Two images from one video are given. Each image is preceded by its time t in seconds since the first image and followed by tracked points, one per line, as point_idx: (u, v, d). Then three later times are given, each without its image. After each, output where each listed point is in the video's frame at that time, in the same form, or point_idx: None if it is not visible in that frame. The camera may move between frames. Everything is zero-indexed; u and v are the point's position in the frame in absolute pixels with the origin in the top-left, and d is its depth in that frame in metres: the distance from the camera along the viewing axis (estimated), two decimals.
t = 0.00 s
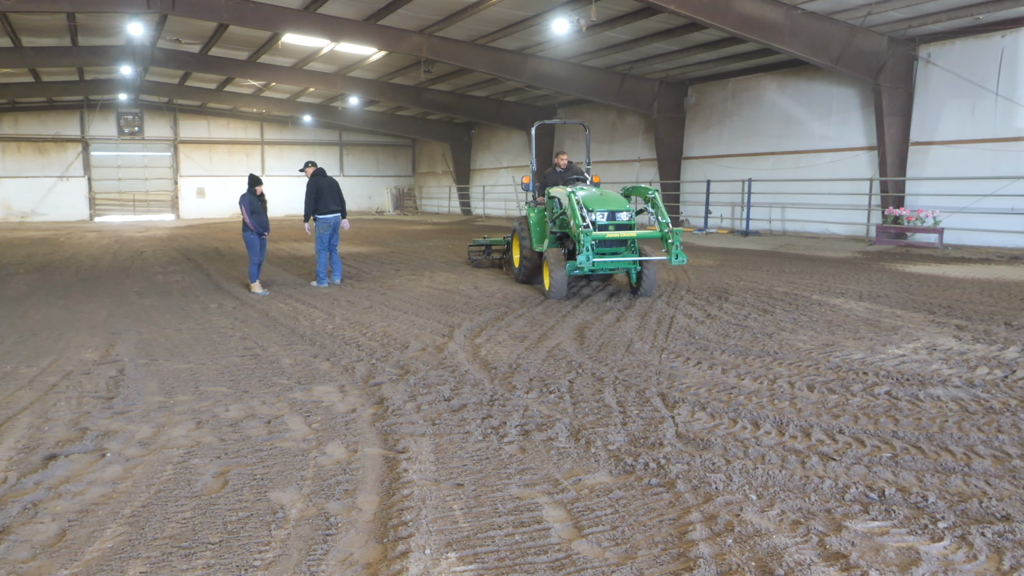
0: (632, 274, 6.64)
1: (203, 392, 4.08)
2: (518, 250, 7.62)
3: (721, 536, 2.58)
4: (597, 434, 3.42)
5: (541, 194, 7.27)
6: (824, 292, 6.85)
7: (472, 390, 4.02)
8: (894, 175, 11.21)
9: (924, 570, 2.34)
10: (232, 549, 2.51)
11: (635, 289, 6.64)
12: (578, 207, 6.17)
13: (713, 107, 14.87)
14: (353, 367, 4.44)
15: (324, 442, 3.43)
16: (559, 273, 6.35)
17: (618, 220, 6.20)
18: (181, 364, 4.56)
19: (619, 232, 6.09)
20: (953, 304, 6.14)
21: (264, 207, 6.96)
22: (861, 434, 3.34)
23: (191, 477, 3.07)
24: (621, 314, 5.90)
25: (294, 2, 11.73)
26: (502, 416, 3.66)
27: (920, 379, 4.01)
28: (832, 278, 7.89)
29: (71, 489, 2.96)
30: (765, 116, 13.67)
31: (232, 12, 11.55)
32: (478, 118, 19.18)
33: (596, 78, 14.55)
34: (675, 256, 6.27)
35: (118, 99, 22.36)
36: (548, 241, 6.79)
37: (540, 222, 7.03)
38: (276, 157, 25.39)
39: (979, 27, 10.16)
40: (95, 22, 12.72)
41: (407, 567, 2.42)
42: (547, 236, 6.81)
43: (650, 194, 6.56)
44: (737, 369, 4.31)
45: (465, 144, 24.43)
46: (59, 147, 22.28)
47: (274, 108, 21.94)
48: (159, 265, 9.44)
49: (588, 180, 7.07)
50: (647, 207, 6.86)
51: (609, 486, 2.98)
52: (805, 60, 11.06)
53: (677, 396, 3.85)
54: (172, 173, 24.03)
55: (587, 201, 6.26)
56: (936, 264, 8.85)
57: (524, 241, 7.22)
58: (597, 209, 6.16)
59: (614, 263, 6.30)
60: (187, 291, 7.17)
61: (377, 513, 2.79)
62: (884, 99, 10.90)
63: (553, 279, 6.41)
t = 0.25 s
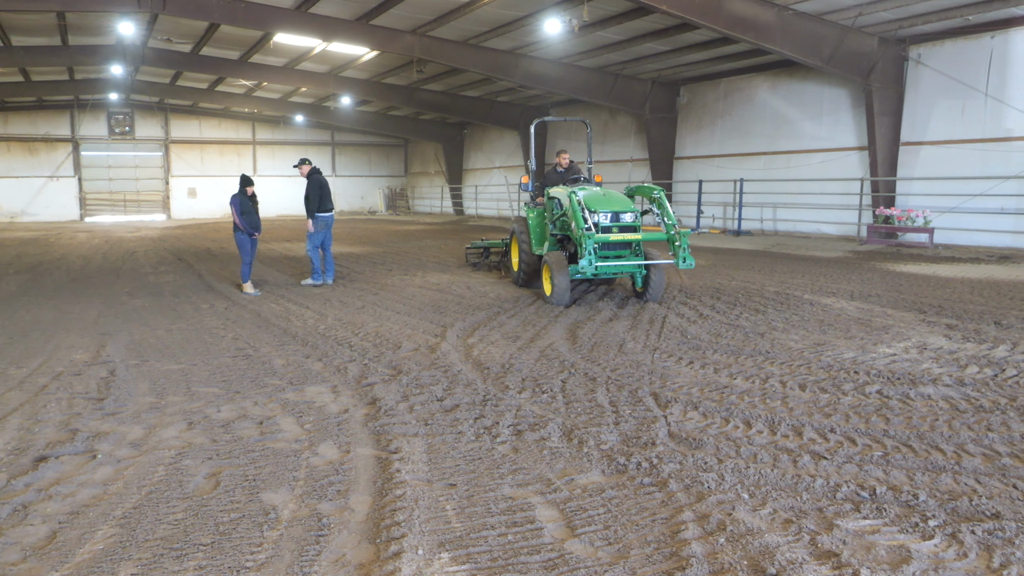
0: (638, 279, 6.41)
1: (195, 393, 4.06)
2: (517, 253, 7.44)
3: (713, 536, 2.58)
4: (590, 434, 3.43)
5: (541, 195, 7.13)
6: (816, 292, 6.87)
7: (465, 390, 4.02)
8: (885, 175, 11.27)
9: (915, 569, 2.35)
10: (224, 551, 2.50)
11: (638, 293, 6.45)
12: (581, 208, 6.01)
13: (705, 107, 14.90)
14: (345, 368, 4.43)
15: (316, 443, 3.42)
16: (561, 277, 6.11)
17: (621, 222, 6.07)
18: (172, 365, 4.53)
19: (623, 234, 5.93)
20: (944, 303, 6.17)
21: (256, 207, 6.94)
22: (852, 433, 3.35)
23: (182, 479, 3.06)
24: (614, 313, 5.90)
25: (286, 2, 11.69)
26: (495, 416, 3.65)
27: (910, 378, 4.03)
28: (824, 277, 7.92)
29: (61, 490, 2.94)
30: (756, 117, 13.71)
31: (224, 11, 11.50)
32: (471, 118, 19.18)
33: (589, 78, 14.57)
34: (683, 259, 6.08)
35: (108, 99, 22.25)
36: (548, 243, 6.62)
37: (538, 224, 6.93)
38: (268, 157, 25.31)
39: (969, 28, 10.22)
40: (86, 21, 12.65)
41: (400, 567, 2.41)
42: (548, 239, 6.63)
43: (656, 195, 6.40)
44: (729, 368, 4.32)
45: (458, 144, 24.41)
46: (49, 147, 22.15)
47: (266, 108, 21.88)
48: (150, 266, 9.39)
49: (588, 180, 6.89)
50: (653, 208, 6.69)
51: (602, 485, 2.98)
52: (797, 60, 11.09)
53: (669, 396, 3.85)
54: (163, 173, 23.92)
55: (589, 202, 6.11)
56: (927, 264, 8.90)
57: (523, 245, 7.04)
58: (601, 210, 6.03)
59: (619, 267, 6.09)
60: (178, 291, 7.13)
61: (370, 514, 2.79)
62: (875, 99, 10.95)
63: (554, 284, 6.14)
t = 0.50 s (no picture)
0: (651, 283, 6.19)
1: (192, 393, 4.06)
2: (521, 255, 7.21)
3: (711, 535, 2.59)
4: (587, 434, 3.43)
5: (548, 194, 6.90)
6: (814, 292, 6.88)
7: (463, 390, 4.02)
8: (882, 174, 11.29)
9: (913, 567, 2.35)
10: (222, 551, 2.50)
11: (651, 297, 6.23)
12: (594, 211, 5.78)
13: (703, 107, 14.91)
14: (343, 368, 4.42)
15: (314, 443, 3.42)
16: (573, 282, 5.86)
17: (636, 224, 5.84)
18: (169, 365, 4.53)
19: (638, 237, 5.69)
20: (941, 303, 6.17)
21: (253, 208, 6.93)
22: (850, 432, 3.36)
23: (180, 479, 3.05)
24: (612, 313, 5.90)
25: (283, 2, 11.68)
26: (493, 416, 3.65)
27: (908, 377, 4.04)
28: (822, 277, 7.92)
29: (59, 491, 2.94)
30: (754, 116, 13.72)
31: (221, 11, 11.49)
32: (468, 118, 19.18)
33: (587, 78, 14.57)
34: (704, 265, 5.80)
35: (105, 99, 22.22)
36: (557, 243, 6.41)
37: (545, 225, 6.70)
38: (265, 157, 25.29)
39: (966, 28, 10.24)
40: (83, 21, 12.63)
41: (398, 567, 2.41)
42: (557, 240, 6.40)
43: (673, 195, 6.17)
44: (726, 368, 4.33)
45: (456, 144, 24.40)
46: (46, 148, 22.11)
47: (263, 108, 21.86)
48: (147, 266, 9.38)
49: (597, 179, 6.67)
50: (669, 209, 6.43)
51: (600, 485, 2.98)
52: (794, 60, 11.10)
53: (667, 396, 3.86)
54: (160, 174, 23.90)
55: (602, 202, 5.87)
56: (924, 263, 8.91)
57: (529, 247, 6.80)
58: (614, 211, 5.80)
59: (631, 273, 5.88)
60: (175, 292, 7.12)
61: (368, 514, 2.78)
62: (872, 99, 10.97)
63: (565, 290, 5.91)
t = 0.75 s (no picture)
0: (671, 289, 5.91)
1: (191, 393, 4.06)
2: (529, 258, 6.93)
3: (710, 535, 2.59)
4: (586, 434, 3.43)
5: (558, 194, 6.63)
6: (812, 291, 6.88)
7: (462, 390, 4.02)
8: (879, 174, 11.31)
9: (910, 567, 2.36)
10: (221, 552, 2.50)
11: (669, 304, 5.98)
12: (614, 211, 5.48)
13: (701, 107, 14.91)
14: (342, 368, 4.42)
15: (313, 444, 3.42)
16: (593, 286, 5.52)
17: (658, 227, 5.58)
18: (168, 366, 4.52)
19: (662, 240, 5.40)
20: (939, 302, 6.19)
21: (252, 207, 6.93)
22: (848, 432, 3.36)
23: (178, 480, 3.05)
24: (610, 313, 5.90)
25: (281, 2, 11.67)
26: (492, 416, 3.65)
27: (906, 377, 4.05)
28: (820, 277, 7.93)
29: (57, 492, 2.93)
30: (752, 116, 13.74)
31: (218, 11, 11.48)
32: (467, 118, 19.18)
33: (585, 78, 14.57)
34: (733, 270, 5.52)
35: (103, 99, 22.19)
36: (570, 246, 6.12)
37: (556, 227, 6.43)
38: (264, 158, 25.28)
39: (963, 28, 10.26)
40: (80, 21, 12.61)
41: (397, 568, 2.41)
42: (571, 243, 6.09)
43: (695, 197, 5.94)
44: (725, 368, 4.33)
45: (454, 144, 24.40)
46: (44, 148, 22.08)
47: (261, 108, 21.85)
48: (147, 266, 9.38)
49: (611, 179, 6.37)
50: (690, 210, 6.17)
51: (599, 485, 2.98)
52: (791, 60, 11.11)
53: (666, 395, 3.86)
54: (158, 174, 23.88)
55: (621, 204, 5.59)
56: (922, 263, 8.92)
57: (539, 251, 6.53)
58: (634, 213, 5.52)
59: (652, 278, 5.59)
60: (175, 292, 7.12)
61: (367, 514, 2.78)
62: (869, 99, 11.00)
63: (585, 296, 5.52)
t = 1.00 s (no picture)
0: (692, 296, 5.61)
1: (183, 394, 4.04)
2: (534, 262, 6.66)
3: (702, 534, 2.60)
4: (579, 433, 3.43)
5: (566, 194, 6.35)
6: (804, 291, 6.91)
7: (455, 390, 4.01)
8: (870, 174, 11.38)
9: (901, 565, 2.37)
10: (213, 553, 2.49)
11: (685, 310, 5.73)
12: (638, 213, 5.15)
13: (693, 107, 14.95)
14: (335, 369, 4.41)
15: (306, 444, 3.41)
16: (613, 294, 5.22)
17: (681, 230, 5.28)
18: (160, 367, 4.50)
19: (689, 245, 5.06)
20: (930, 302, 6.22)
21: (243, 207, 6.90)
22: (839, 431, 3.38)
23: (170, 481, 3.04)
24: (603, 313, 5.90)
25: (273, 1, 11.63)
26: (485, 416, 3.65)
27: (897, 376, 4.07)
28: (812, 276, 7.96)
29: (47, 494, 2.91)
30: (744, 117, 13.78)
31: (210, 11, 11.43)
32: (460, 118, 19.17)
33: (578, 78, 14.57)
34: (764, 279, 5.20)
35: (94, 98, 22.07)
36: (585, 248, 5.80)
37: (565, 230, 6.14)
38: (256, 157, 25.20)
39: (953, 29, 10.32)
40: (70, 20, 12.53)
41: (390, 568, 2.41)
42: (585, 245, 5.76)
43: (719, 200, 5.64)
44: (717, 367, 4.34)
45: (446, 144, 24.38)
46: (34, 148, 21.95)
47: (254, 108, 21.78)
48: (139, 267, 9.33)
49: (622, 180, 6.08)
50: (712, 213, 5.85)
51: (592, 485, 2.99)
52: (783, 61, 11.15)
53: (659, 395, 3.87)
54: (150, 174, 23.78)
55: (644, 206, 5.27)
56: (913, 263, 8.97)
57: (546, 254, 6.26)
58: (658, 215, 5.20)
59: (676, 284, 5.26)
60: (167, 292, 7.09)
61: (359, 515, 2.78)
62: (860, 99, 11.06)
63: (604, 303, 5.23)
